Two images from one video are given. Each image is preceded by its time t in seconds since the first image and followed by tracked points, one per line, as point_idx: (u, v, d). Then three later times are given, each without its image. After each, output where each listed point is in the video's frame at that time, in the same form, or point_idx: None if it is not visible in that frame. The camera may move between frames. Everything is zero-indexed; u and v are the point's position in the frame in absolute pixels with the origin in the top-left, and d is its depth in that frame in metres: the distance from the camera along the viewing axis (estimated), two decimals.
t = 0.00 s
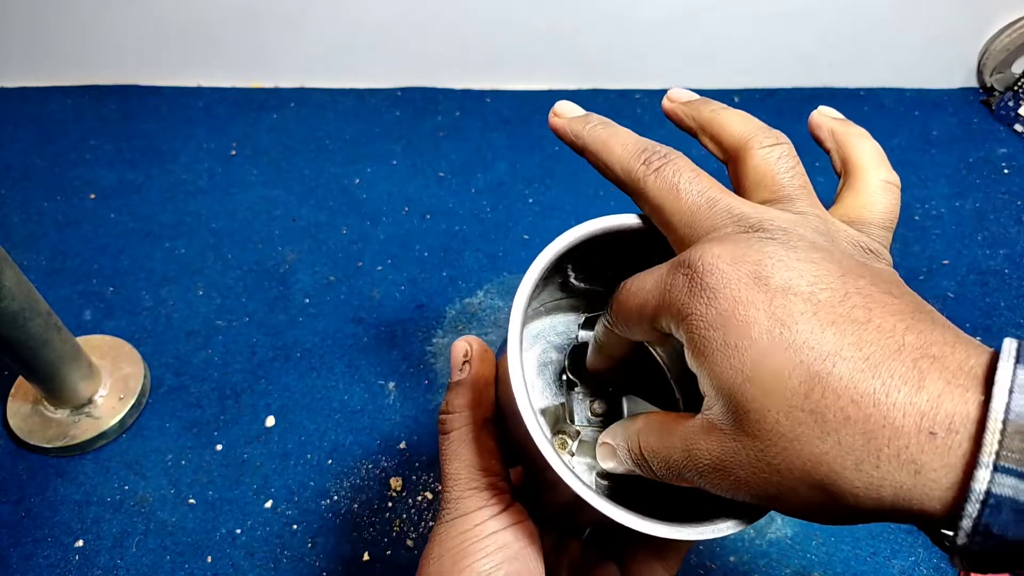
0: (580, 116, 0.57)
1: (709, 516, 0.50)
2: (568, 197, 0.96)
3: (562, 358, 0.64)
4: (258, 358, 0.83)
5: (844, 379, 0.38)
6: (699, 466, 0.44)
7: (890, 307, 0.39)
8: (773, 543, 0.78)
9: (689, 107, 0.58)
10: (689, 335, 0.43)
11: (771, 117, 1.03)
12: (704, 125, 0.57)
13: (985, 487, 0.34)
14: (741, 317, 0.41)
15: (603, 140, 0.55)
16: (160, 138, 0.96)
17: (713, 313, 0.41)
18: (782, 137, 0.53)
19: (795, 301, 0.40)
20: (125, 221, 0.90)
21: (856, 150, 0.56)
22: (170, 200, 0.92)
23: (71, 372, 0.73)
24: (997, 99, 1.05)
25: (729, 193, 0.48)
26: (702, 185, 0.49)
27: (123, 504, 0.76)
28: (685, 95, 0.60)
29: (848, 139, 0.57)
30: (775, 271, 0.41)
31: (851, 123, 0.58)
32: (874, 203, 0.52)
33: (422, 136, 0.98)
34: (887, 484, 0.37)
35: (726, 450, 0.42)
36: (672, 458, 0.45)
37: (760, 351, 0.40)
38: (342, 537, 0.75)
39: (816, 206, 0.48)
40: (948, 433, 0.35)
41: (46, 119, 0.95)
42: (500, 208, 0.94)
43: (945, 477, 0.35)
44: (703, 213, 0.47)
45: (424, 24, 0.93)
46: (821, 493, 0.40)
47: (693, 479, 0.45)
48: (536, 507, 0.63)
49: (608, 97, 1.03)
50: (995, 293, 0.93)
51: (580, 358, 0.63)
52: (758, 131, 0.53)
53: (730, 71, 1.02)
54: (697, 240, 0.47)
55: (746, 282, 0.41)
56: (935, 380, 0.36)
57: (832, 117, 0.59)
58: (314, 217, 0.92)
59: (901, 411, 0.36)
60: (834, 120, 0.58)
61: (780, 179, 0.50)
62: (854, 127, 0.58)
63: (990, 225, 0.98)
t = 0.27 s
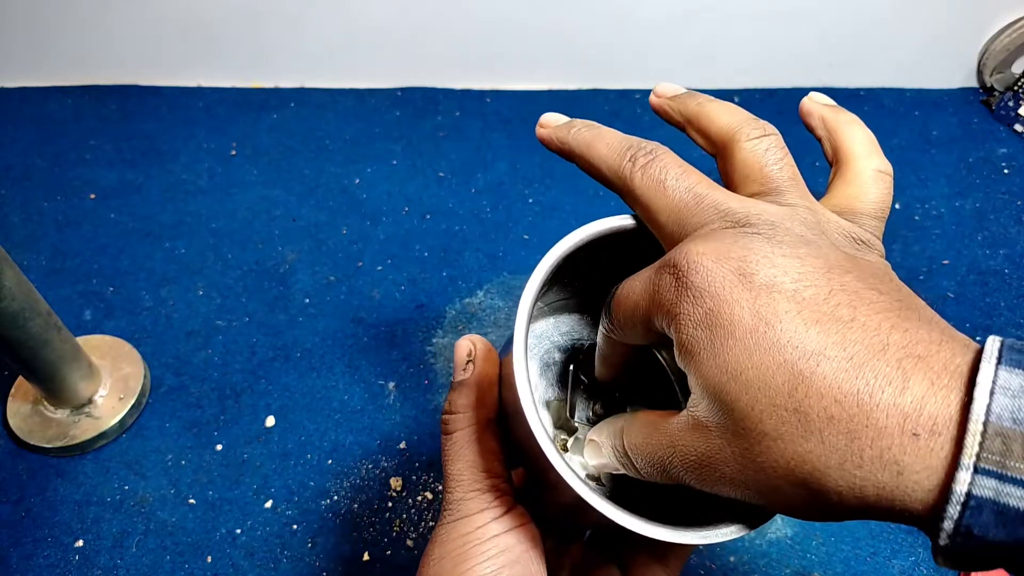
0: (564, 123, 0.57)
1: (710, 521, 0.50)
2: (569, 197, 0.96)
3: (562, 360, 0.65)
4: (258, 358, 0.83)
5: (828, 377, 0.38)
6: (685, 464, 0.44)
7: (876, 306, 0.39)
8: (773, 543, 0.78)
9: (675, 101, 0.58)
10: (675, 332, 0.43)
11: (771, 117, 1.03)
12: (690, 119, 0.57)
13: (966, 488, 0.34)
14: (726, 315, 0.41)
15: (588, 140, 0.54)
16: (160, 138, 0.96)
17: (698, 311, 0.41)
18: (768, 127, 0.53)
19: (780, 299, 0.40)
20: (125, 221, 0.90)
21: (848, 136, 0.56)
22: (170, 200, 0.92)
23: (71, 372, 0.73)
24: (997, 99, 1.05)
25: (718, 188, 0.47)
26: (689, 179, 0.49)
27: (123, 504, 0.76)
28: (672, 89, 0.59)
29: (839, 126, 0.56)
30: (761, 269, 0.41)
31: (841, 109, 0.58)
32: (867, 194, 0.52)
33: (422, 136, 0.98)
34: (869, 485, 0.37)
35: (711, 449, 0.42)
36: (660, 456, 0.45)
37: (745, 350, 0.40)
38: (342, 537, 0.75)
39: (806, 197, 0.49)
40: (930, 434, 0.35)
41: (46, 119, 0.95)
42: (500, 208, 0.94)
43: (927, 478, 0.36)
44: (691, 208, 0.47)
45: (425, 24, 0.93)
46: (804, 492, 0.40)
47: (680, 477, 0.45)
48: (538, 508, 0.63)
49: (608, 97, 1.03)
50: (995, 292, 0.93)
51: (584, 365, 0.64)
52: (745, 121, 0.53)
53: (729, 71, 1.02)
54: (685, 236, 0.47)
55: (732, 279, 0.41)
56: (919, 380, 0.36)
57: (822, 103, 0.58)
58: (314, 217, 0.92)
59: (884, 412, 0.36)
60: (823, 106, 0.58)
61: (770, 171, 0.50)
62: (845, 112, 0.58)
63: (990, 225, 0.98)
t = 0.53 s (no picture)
0: (553, 123, 0.57)
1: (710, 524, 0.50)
2: (569, 197, 0.96)
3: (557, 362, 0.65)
4: (258, 358, 0.83)
5: (821, 378, 0.38)
6: (683, 465, 0.44)
7: (867, 305, 0.39)
8: (773, 543, 0.78)
9: (666, 98, 0.58)
10: (669, 334, 0.43)
11: (771, 117, 1.03)
12: (681, 117, 0.57)
13: (958, 487, 0.34)
14: (718, 317, 0.41)
15: (578, 142, 0.54)
16: (160, 138, 0.96)
17: (691, 313, 0.41)
18: (758, 125, 0.53)
19: (772, 300, 0.40)
20: (125, 221, 0.90)
21: (837, 132, 0.55)
22: (170, 200, 0.92)
23: (71, 372, 0.73)
24: (997, 99, 1.05)
25: (707, 189, 0.47)
26: (679, 180, 0.48)
27: (123, 504, 0.76)
28: (662, 87, 0.59)
29: (828, 121, 0.56)
30: (753, 269, 0.41)
31: (831, 103, 0.58)
32: (858, 190, 0.52)
33: (422, 136, 0.98)
34: (864, 483, 0.37)
35: (707, 450, 0.42)
36: (656, 458, 0.45)
37: (738, 351, 0.40)
38: (342, 537, 0.75)
39: (796, 195, 0.49)
40: (923, 433, 0.36)
41: (46, 119, 0.95)
42: (500, 208, 0.94)
43: (920, 477, 0.36)
44: (682, 210, 0.47)
45: (425, 24, 0.93)
46: (799, 491, 0.40)
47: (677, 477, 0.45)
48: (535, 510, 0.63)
49: (608, 97, 1.03)
50: (995, 292, 0.93)
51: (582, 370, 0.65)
52: (735, 119, 0.53)
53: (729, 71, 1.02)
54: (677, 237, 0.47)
55: (724, 280, 0.41)
56: (911, 379, 0.36)
57: (811, 97, 0.58)
58: (314, 217, 0.92)
59: (877, 411, 0.36)
60: (813, 101, 0.58)
61: (762, 169, 0.50)
62: (834, 107, 0.57)
63: (990, 225, 0.98)
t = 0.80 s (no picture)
0: (558, 126, 0.57)
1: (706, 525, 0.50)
2: (569, 197, 0.96)
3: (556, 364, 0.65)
4: (258, 358, 0.83)
5: (820, 381, 0.38)
6: (681, 469, 0.44)
7: (866, 308, 0.39)
8: (773, 543, 0.78)
9: (669, 103, 0.58)
10: (667, 339, 0.43)
11: (771, 116, 1.03)
12: (683, 122, 0.57)
13: (959, 489, 0.34)
14: (717, 320, 0.41)
15: (581, 145, 0.54)
16: (160, 138, 0.96)
17: (690, 317, 0.41)
18: (760, 131, 0.52)
19: (770, 303, 0.40)
20: (125, 221, 0.90)
21: (840, 138, 0.55)
22: (171, 200, 0.92)
23: (71, 372, 0.73)
24: (997, 99, 1.05)
25: (709, 194, 0.47)
26: (681, 185, 0.49)
27: (123, 504, 0.76)
28: (665, 91, 0.59)
29: (831, 127, 0.56)
30: (751, 273, 0.41)
31: (833, 109, 0.58)
32: (859, 197, 0.52)
33: (422, 137, 0.98)
34: (864, 486, 0.37)
35: (706, 454, 0.42)
36: (655, 462, 0.45)
37: (737, 355, 0.40)
38: (342, 537, 0.75)
39: (797, 201, 0.49)
40: (923, 435, 0.36)
41: (46, 119, 0.95)
42: (500, 208, 0.94)
43: (921, 478, 0.36)
44: (683, 216, 0.47)
45: (425, 24, 0.93)
46: (800, 495, 0.40)
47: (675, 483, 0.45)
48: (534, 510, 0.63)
49: (608, 97, 1.03)
50: (995, 292, 0.93)
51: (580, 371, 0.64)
52: (737, 125, 0.53)
53: (729, 71, 1.02)
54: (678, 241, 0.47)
55: (722, 284, 0.41)
56: (911, 381, 0.36)
57: (814, 103, 0.58)
58: (314, 217, 0.92)
59: (877, 414, 0.37)
60: (816, 107, 0.58)
61: (763, 176, 0.50)
62: (837, 113, 0.57)
63: (990, 225, 0.98)
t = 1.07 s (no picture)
0: (564, 115, 0.57)
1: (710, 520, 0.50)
2: (569, 198, 0.96)
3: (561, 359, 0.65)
4: (258, 358, 0.84)
5: (828, 377, 0.38)
6: (686, 465, 0.44)
7: (874, 305, 0.39)
8: (774, 543, 0.78)
9: (677, 96, 0.58)
10: (674, 335, 0.43)
11: (771, 116, 1.03)
12: (691, 115, 0.57)
13: (965, 486, 0.34)
14: (726, 316, 0.41)
15: (588, 135, 0.54)
16: (160, 138, 0.96)
17: (698, 312, 0.41)
18: (770, 127, 0.53)
19: (779, 299, 0.40)
20: (125, 221, 0.90)
21: (847, 137, 0.55)
22: (171, 200, 0.92)
23: (71, 372, 0.73)
24: (997, 99, 1.05)
25: (719, 189, 0.47)
26: (689, 178, 0.49)
27: (123, 504, 0.76)
28: (674, 84, 0.59)
29: (839, 126, 0.56)
30: (760, 269, 0.41)
31: (842, 107, 0.58)
32: (865, 197, 0.52)
33: (422, 137, 0.98)
34: (870, 484, 0.37)
35: (711, 450, 0.42)
36: (659, 457, 0.45)
37: (745, 350, 0.40)
38: (342, 537, 0.75)
39: (805, 199, 0.49)
40: (930, 432, 0.36)
41: (46, 119, 0.95)
42: (500, 208, 0.94)
43: (928, 476, 0.36)
44: (690, 208, 0.47)
45: (424, 24, 0.93)
46: (805, 492, 0.40)
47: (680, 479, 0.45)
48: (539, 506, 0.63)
49: (608, 97, 1.03)
50: (995, 292, 0.93)
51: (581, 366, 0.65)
52: (746, 121, 0.53)
53: (730, 71, 1.02)
54: (685, 235, 0.47)
55: (731, 280, 0.41)
56: (918, 378, 0.36)
57: (823, 101, 0.58)
58: (314, 217, 0.92)
59: (884, 410, 0.37)
60: (825, 105, 0.58)
61: (772, 171, 0.50)
62: (845, 112, 0.57)
63: (990, 225, 0.98)
